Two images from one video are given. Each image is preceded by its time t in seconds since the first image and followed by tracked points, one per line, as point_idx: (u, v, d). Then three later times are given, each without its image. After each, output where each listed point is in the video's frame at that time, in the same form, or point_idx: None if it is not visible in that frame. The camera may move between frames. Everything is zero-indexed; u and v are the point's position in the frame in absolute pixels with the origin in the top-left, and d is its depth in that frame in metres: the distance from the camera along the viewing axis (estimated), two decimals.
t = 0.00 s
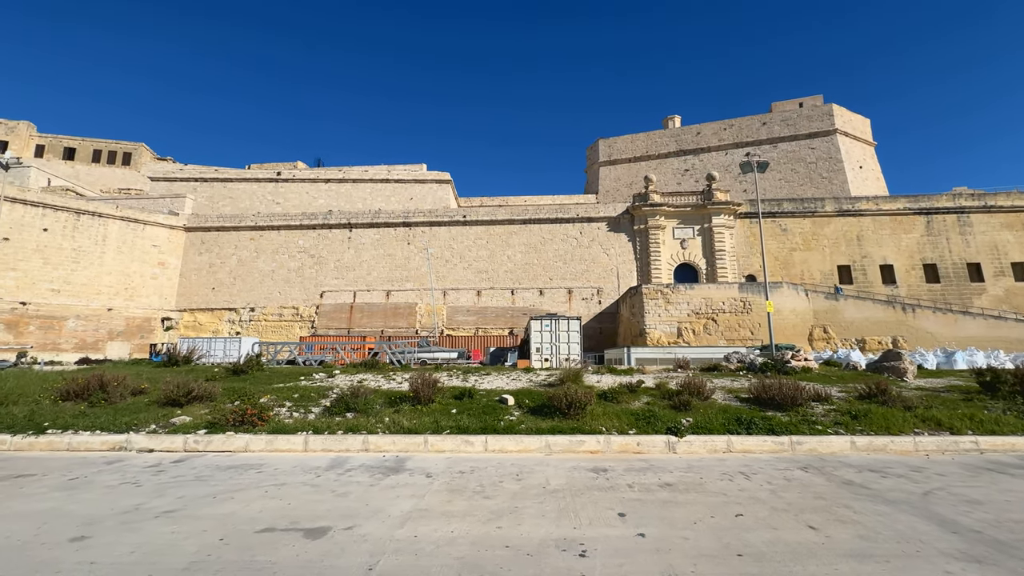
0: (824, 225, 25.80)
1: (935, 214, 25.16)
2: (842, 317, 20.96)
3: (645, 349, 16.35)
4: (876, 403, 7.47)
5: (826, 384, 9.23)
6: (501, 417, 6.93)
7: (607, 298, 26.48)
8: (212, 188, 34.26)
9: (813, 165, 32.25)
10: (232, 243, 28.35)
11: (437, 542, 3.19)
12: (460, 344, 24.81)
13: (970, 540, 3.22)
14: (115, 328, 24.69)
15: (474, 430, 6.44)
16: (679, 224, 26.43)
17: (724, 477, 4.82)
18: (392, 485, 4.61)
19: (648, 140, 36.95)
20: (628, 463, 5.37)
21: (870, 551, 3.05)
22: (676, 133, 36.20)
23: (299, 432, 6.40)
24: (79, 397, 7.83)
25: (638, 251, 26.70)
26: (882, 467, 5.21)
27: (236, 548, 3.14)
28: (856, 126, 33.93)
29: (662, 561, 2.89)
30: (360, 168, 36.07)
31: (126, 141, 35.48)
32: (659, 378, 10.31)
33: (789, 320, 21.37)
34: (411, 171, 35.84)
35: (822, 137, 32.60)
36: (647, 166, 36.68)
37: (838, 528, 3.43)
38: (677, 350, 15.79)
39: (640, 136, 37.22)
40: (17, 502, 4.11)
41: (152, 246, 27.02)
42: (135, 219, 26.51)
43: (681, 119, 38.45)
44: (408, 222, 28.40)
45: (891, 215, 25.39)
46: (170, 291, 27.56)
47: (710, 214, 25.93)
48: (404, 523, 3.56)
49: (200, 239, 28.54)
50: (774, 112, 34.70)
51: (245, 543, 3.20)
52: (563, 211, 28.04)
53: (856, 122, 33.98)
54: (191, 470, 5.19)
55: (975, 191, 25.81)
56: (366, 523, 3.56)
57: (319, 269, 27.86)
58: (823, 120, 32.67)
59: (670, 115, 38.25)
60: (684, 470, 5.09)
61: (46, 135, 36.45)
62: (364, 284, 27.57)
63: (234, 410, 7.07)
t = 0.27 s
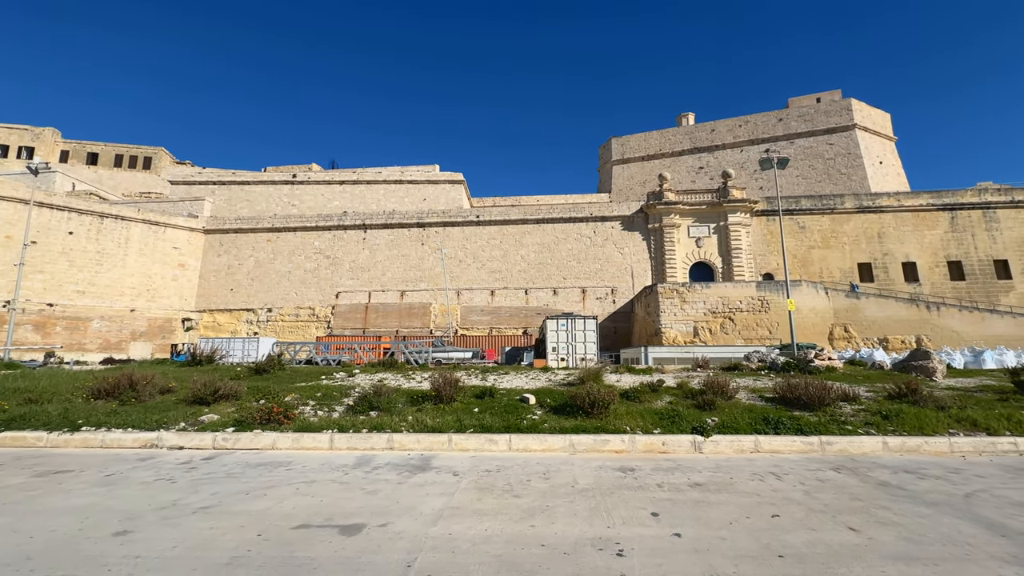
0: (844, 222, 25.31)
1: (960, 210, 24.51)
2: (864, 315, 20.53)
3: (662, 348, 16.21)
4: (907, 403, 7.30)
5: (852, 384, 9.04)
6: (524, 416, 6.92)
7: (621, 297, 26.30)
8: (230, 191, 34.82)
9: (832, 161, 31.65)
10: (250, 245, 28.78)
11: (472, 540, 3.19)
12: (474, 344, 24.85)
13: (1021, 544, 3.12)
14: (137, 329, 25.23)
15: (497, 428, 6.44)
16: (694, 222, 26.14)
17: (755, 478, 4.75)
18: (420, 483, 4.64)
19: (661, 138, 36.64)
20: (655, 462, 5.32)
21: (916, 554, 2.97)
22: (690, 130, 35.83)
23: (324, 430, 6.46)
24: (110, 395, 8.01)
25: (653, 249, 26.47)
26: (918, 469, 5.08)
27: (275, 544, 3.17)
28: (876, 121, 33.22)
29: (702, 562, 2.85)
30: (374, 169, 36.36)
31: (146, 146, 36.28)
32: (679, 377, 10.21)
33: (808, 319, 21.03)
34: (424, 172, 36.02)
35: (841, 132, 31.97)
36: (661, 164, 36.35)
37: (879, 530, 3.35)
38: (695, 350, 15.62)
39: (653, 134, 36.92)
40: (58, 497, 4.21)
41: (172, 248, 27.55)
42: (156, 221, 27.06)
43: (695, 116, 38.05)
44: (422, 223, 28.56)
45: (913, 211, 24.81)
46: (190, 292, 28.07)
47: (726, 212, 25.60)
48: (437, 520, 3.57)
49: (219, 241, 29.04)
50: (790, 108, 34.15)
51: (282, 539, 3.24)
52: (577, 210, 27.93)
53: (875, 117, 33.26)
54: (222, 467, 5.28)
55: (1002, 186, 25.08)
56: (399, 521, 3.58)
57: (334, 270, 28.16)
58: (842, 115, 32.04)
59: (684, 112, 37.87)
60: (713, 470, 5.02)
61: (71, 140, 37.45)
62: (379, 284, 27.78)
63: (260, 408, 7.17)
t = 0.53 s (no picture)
0: (864, 219, 24.80)
1: (985, 205, 23.86)
2: (885, 314, 20.09)
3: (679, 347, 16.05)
4: (937, 404, 7.12)
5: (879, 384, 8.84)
6: (545, 416, 6.90)
7: (635, 296, 26.11)
8: (246, 193, 35.33)
9: (850, 157, 31.04)
10: (266, 246, 29.16)
11: (504, 541, 3.18)
12: (487, 344, 24.87)
13: None
14: (158, 329, 25.72)
15: (519, 429, 6.42)
16: (709, 220, 25.81)
17: (785, 480, 4.67)
18: (446, 483, 4.65)
19: (675, 135, 36.28)
20: (680, 464, 5.25)
21: (962, 560, 2.89)
22: (704, 127, 35.42)
23: (347, 429, 6.51)
24: (137, 395, 8.17)
25: (667, 248, 26.20)
26: (953, 472, 4.95)
27: (307, 543, 3.20)
28: (896, 115, 32.49)
29: (739, 566, 2.80)
30: (387, 170, 36.58)
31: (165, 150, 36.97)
32: (699, 377, 10.10)
33: (827, 317, 20.66)
34: (437, 172, 36.14)
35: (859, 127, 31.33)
36: (674, 162, 35.99)
37: (920, 535, 3.27)
38: (713, 349, 15.45)
39: (666, 131, 36.58)
40: (94, 495, 4.30)
41: (191, 250, 28.05)
42: (176, 224, 27.57)
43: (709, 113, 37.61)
44: (435, 223, 28.67)
45: (936, 207, 24.22)
46: (208, 293, 28.55)
47: (742, 210, 25.23)
48: (467, 521, 3.57)
49: (236, 243, 29.47)
50: (807, 103, 33.57)
51: (314, 538, 3.26)
52: (590, 209, 27.79)
53: (895, 111, 32.54)
54: (250, 466, 5.35)
55: None
56: (429, 521, 3.58)
57: (349, 270, 28.41)
58: (860, 109, 31.40)
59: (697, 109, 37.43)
60: (741, 472, 4.94)
61: (93, 145, 38.33)
62: (393, 284, 27.96)
63: (283, 408, 7.26)
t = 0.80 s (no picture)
0: (883, 214, 24.30)
1: (1009, 199, 23.23)
2: (906, 311, 19.68)
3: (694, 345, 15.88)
4: (967, 403, 6.95)
5: (904, 382, 8.65)
6: (564, 414, 6.88)
7: (648, 294, 25.90)
8: (261, 194, 35.74)
9: (868, 151, 30.44)
10: (280, 246, 29.49)
11: (535, 540, 3.16)
12: (500, 342, 24.87)
13: None
14: (176, 328, 26.16)
15: (539, 427, 6.40)
16: (723, 217, 25.48)
17: (814, 479, 4.59)
18: (471, 481, 4.65)
19: (688, 131, 35.89)
20: (704, 463, 5.19)
21: (1009, 564, 2.80)
22: (717, 122, 34.99)
23: (368, 427, 6.55)
24: (161, 392, 8.31)
25: (681, 245, 25.93)
26: (989, 472, 4.82)
27: (338, 539, 3.21)
28: (916, 108, 31.76)
29: (777, 568, 2.75)
30: (398, 170, 36.75)
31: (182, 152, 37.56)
32: (717, 375, 9.99)
33: (845, 315, 20.29)
34: (448, 171, 36.21)
35: (877, 121, 30.69)
36: (687, 158, 35.60)
37: (962, 537, 3.18)
38: (730, 347, 15.27)
39: (679, 128, 36.20)
40: (126, 491, 4.37)
41: (208, 250, 28.48)
42: (193, 224, 28.00)
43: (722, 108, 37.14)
44: (447, 222, 28.73)
45: (958, 202, 23.64)
46: (225, 292, 28.95)
47: (757, 206, 24.86)
48: (495, 519, 3.56)
49: (251, 243, 29.83)
50: (823, 97, 32.97)
51: (344, 535, 3.28)
52: (602, 206, 27.63)
53: (915, 104, 31.81)
54: (274, 463, 5.41)
55: None
56: (457, 519, 3.58)
57: (362, 270, 28.61)
58: (879, 103, 30.75)
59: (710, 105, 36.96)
60: (768, 471, 4.87)
61: (112, 148, 39.08)
62: (405, 283, 28.09)
63: (304, 406, 7.33)
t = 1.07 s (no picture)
0: (903, 209, 23.78)
1: None
2: (928, 307, 19.23)
3: (711, 343, 15.71)
4: (1000, 401, 6.77)
5: (932, 380, 8.45)
6: (585, 412, 6.84)
7: (661, 291, 25.66)
8: (274, 194, 36.12)
9: (887, 144, 29.78)
10: (294, 245, 29.78)
11: (567, 537, 3.13)
12: (513, 340, 24.85)
13: None
14: (194, 327, 26.58)
15: (560, 424, 6.37)
16: (738, 213, 25.11)
17: (845, 478, 4.49)
18: (495, 478, 4.64)
19: (701, 126, 35.45)
20: (731, 461, 5.12)
21: None
22: (731, 117, 34.51)
23: (389, 424, 6.58)
24: (186, 389, 8.45)
25: (695, 241, 25.60)
26: None
27: (370, 534, 3.22)
28: (937, 99, 30.98)
29: (817, 567, 2.69)
30: (410, 168, 36.87)
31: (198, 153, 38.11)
32: (737, 373, 9.87)
33: (865, 311, 19.90)
34: (460, 169, 36.23)
35: (897, 113, 29.99)
36: (700, 154, 35.16)
37: (1007, 538, 3.09)
38: (747, 344, 15.07)
39: (691, 123, 35.77)
40: (157, 485, 4.43)
41: (224, 249, 28.88)
42: (209, 224, 28.41)
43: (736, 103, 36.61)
44: (458, 220, 28.77)
45: (982, 195, 23.02)
46: (241, 291, 29.34)
47: (773, 201, 24.46)
48: (523, 515, 3.54)
49: (266, 242, 30.18)
50: (840, 90, 32.32)
51: (376, 530, 3.28)
52: (614, 203, 27.42)
53: (935, 95, 31.03)
54: (299, 459, 5.45)
55: None
56: (486, 515, 3.57)
57: (375, 268, 28.79)
58: (898, 95, 30.05)
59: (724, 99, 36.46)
60: (797, 469, 4.79)
61: (130, 150, 39.79)
62: (418, 281, 28.20)
63: (325, 403, 7.38)
